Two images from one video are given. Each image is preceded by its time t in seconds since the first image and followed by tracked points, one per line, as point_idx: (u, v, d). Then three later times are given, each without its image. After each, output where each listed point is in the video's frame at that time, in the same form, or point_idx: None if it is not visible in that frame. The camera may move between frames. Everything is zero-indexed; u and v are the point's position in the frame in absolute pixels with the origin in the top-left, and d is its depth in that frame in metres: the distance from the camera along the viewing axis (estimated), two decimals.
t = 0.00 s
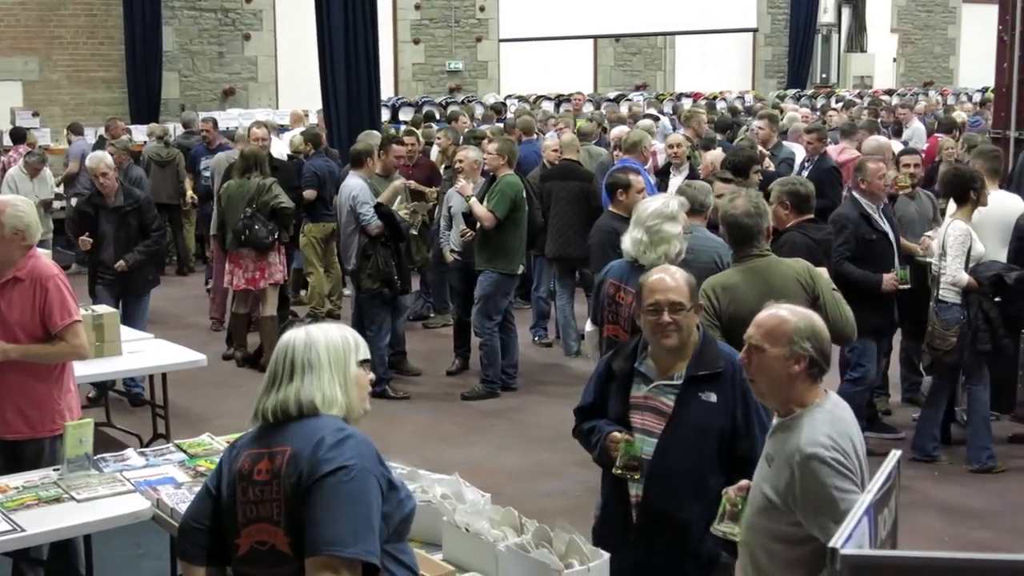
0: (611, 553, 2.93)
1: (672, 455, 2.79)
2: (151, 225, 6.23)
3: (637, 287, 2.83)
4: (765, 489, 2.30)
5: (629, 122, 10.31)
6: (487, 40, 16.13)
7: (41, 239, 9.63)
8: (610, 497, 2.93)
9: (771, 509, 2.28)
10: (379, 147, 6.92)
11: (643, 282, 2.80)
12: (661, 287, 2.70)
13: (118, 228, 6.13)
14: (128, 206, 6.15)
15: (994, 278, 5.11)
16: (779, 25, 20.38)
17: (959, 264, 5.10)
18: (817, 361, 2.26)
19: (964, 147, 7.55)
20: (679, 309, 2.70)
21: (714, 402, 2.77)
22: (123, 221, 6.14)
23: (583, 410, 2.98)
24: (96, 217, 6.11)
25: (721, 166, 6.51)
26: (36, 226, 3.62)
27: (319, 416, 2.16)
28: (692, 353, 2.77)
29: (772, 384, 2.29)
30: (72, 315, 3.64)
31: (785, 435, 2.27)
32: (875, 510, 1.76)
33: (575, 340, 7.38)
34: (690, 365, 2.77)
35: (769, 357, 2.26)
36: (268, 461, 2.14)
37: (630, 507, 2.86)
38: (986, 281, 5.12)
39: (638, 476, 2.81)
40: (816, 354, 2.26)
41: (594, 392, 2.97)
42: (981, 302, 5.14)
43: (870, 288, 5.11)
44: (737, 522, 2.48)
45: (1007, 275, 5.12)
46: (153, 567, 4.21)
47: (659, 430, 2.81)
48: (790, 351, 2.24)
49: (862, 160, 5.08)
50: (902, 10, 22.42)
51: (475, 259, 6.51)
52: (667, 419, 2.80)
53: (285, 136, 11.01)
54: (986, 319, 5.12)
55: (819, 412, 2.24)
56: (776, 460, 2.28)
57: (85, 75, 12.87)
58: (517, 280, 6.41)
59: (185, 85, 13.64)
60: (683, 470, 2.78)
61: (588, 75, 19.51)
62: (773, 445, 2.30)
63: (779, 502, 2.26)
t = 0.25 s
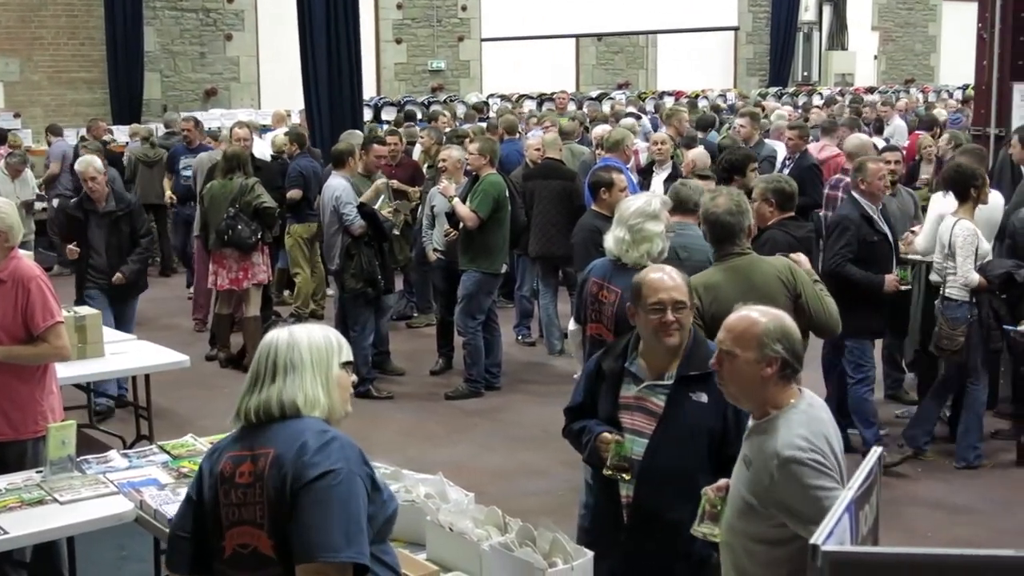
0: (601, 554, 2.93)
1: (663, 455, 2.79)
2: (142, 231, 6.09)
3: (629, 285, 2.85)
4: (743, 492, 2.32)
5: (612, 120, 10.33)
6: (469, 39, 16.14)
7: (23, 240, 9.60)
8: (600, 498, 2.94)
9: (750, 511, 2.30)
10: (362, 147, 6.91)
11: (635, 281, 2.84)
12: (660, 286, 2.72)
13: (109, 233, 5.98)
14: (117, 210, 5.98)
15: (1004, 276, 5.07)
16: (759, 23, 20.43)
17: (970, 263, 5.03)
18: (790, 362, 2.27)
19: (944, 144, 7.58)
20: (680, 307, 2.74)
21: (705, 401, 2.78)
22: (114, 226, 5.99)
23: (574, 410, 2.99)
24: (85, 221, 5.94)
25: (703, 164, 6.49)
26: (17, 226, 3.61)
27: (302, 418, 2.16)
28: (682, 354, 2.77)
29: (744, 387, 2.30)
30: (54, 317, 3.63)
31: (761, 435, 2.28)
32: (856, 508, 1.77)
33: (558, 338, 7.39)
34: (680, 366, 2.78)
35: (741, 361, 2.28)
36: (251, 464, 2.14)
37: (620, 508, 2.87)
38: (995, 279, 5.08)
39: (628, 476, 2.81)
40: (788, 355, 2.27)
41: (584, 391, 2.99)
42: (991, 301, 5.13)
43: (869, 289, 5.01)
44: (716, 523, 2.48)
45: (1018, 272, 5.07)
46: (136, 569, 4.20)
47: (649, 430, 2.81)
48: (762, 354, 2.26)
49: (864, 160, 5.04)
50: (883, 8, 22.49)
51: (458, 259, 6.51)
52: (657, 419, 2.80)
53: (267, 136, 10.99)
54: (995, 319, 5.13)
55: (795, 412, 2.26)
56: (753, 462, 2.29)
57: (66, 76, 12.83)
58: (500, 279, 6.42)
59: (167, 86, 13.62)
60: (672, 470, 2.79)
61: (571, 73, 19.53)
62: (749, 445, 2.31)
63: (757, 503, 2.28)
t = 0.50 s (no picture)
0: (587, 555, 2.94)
1: (653, 456, 2.80)
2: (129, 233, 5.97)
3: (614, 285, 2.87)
4: (723, 496, 2.33)
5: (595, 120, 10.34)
6: (453, 39, 16.16)
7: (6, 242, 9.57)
8: (586, 499, 2.94)
9: (731, 515, 2.31)
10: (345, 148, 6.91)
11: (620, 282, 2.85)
12: (645, 286, 2.74)
13: (97, 239, 5.86)
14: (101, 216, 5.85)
15: (1008, 272, 5.11)
16: (742, 23, 20.48)
17: (979, 259, 5.09)
18: (765, 366, 2.26)
19: (926, 142, 7.61)
20: (666, 308, 2.75)
21: (692, 402, 2.80)
22: (102, 232, 5.87)
23: (558, 411, 3.00)
24: (72, 230, 5.80)
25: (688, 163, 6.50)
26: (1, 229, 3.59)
27: (293, 422, 2.15)
28: (669, 354, 2.78)
29: (722, 392, 2.30)
30: (38, 319, 3.62)
31: (739, 441, 2.29)
32: (838, 505, 1.78)
33: (543, 338, 7.39)
34: (667, 366, 2.79)
35: (715, 368, 2.27)
36: (242, 469, 2.12)
37: (607, 509, 2.87)
38: (1000, 274, 5.13)
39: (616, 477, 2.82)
40: (762, 360, 2.26)
41: (567, 392, 3.00)
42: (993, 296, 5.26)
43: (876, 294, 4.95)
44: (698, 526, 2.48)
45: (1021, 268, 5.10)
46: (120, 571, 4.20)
47: (637, 430, 2.82)
48: (738, 361, 2.25)
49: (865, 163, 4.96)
50: (865, 7, 22.58)
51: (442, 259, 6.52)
52: (645, 420, 2.81)
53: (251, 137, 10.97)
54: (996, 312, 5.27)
55: (774, 417, 2.26)
56: (732, 466, 2.30)
57: (49, 77, 12.80)
58: (483, 279, 6.42)
59: (149, 87, 13.61)
60: (660, 470, 2.80)
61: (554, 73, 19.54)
62: (728, 451, 2.32)
63: (738, 507, 2.29)
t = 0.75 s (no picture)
0: (569, 556, 2.94)
1: (632, 456, 2.80)
2: (122, 235, 5.94)
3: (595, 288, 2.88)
4: (705, 499, 2.34)
5: (579, 121, 10.36)
6: (436, 41, 16.18)
7: None
8: (567, 500, 2.94)
9: (714, 517, 2.32)
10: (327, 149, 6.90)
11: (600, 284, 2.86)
12: (626, 291, 2.75)
13: (90, 240, 5.81)
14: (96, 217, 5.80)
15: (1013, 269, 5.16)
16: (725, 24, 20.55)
17: (985, 258, 5.09)
18: (745, 369, 2.27)
19: (908, 143, 7.64)
20: (645, 313, 2.77)
21: (672, 403, 2.79)
22: (96, 233, 5.82)
23: (537, 414, 3.00)
24: (64, 231, 5.76)
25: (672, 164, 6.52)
26: None
27: (302, 432, 2.11)
28: (648, 356, 2.79)
29: (702, 396, 2.30)
30: (22, 322, 3.61)
31: (722, 445, 2.29)
32: (820, 502, 1.79)
33: (527, 339, 7.40)
34: (647, 367, 2.80)
35: (695, 375, 2.29)
36: (248, 478, 2.09)
37: (587, 510, 2.87)
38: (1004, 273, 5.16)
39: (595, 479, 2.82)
40: (742, 364, 2.26)
41: (547, 394, 3.00)
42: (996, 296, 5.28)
43: (884, 295, 4.94)
44: (681, 528, 2.48)
45: None
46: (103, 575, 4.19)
47: (616, 431, 2.83)
48: (719, 366, 2.26)
49: (869, 162, 4.98)
50: (847, 8, 22.65)
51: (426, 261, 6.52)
52: (625, 421, 2.81)
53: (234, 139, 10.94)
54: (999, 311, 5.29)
55: (756, 420, 2.27)
56: (715, 469, 2.31)
57: (31, 79, 12.77)
58: (467, 281, 6.42)
59: (132, 89, 13.59)
60: (640, 471, 2.79)
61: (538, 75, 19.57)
62: (711, 454, 2.32)
63: (721, 509, 2.30)
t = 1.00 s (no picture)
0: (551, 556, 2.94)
1: (610, 457, 2.80)
2: (125, 245, 5.81)
3: (574, 290, 2.88)
4: (690, 495, 2.34)
5: (562, 121, 10.38)
6: (419, 42, 16.22)
7: None
8: (547, 501, 2.95)
9: (699, 512, 2.32)
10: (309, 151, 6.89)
11: (579, 286, 2.87)
12: (602, 292, 2.76)
13: (90, 249, 5.70)
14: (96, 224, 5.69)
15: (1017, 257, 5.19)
16: (707, 25, 20.63)
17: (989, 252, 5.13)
18: (735, 366, 2.30)
19: (890, 143, 7.67)
20: (622, 315, 2.77)
21: (650, 404, 2.80)
22: (96, 243, 5.70)
23: (519, 414, 3.01)
24: (63, 239, 5.65)
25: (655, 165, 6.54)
26: None
27: (326, 443, 2.11)
28: (627, 356, 2.80)
29: (691, 389, 2.33)
30: (5, 325, 3.60)
31: (708, 439, 2.30)
32: (801, 502, 1.80)
33: (510, 339, 7.41)
34: (625, 368, 2.80)
35: (688, 367, 2.31)
36: (267, 485, 2.08)
37: (566, 510, 2.87)
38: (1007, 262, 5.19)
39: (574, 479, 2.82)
40: (734, 359, 2.30)
41: (529, 395, 3.00)
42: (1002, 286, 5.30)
43: (894, 298, 4.94)
44: (668, 526, 2.49)
45: None
46: None
47: (594, 432, 2.83)
48: (710, 358, 2.28)
49: (869, 164, 4.98)
50: (830, 9, 22.76)
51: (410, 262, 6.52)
52: (603, 422, 2.82)
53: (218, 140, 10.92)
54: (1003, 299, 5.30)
55: (743, 413, 2.28)
56: (701, 463, 2.32)
57: (13, 80, 12.73)
58: (451, 282, 6.42)
59: (115, 90, 13.56)
60: (619, 471, 2.80)
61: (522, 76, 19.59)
62: (697, 449, 2.33)
63: (706, 504, 2.30)
